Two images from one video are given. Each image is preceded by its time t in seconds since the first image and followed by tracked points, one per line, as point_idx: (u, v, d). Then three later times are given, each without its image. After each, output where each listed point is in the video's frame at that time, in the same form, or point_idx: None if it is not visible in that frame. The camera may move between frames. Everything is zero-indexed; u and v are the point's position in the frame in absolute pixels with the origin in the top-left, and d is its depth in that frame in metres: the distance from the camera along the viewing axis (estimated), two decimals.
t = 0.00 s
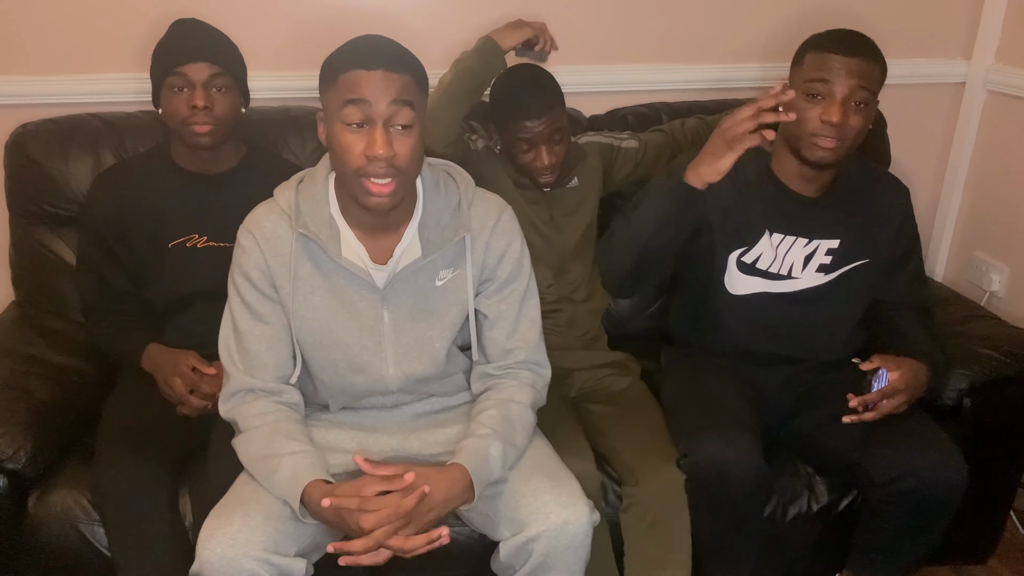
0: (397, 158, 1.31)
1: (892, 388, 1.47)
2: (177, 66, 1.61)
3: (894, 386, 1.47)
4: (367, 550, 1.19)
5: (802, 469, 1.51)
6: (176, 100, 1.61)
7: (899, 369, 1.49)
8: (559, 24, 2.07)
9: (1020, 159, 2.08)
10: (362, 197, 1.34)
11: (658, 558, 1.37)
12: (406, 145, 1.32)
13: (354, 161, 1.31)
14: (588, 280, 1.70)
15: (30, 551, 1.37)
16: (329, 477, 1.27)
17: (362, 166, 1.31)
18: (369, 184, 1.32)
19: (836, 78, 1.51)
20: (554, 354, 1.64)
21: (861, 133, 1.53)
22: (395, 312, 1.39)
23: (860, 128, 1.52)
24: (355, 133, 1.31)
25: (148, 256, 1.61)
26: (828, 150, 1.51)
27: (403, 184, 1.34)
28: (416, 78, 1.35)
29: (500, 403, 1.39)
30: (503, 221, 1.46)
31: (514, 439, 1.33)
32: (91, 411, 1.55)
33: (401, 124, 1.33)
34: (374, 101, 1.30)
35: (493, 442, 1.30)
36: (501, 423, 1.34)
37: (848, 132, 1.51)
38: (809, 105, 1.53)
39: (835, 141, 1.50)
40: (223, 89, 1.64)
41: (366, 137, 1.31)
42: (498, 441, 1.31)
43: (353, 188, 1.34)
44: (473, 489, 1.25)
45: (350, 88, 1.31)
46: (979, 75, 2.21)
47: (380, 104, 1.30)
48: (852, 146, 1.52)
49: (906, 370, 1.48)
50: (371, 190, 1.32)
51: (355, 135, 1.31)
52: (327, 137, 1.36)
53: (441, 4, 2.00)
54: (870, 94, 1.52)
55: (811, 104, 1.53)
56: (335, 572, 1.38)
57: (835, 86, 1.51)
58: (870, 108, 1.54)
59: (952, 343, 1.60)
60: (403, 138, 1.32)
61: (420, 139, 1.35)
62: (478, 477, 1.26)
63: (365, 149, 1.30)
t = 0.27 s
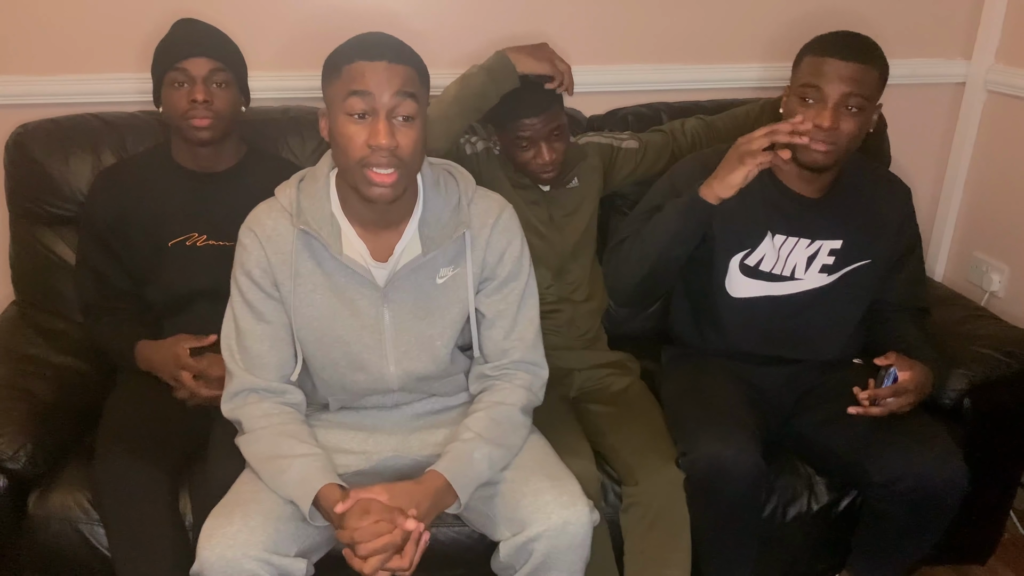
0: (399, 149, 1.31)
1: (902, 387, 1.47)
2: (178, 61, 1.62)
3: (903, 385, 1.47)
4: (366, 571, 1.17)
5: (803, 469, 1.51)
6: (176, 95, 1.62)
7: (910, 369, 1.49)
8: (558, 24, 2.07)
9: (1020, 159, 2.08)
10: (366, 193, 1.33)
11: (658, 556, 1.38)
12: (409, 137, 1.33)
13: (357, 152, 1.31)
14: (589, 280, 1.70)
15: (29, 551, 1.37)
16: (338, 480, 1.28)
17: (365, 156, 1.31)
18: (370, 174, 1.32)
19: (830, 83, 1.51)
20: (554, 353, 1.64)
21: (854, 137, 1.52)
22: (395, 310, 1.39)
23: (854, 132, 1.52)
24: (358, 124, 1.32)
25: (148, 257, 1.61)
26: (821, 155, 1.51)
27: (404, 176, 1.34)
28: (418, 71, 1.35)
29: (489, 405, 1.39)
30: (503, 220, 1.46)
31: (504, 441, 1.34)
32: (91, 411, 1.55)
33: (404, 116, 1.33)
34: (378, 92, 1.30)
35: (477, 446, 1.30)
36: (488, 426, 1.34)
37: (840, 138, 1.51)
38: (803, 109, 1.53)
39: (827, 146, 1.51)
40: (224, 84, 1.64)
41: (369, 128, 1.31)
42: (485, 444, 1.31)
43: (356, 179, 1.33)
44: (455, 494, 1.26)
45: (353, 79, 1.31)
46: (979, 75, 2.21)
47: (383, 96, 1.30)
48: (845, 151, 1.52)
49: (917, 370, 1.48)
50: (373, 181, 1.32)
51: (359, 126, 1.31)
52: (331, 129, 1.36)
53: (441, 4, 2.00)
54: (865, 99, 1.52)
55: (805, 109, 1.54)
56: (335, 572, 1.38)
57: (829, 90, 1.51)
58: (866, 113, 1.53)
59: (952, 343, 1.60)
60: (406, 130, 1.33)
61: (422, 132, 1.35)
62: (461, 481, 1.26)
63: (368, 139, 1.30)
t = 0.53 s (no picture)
0: (400, 146, 1.31)
1: (904, 386, 1.47)
2: (178, 60, 1.62)
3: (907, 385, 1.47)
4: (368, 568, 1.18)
5: (803, 469, 1.51)
6: (177, 94, 1.62)
7: (914, 367, 1.48)
8: (558, 24, 2.07)
9: (1020, 158, 2.08)
10: (368, 191, 1.33)
11: (656, 557, 1.38)
12: (410, 134, 1.33)
13: (357, 149, 1.31)
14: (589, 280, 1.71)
15: (30, 551, 1.37)
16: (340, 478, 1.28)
17: (366, 153, 1.31)
18: (370, 171, 1.32)
19: (807, 87, 1.51)
20: (555, 354, 1.65)
21: (833, 142, 1.51)
22: (395, 309, 1.39)
23: (831, 137, 1.51)
24: (359, 121, 1.32)
25: (147, 257, 1.61)
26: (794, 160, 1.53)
27: (404, 173, 1.33)
28: (420, 71, 1.35)
29: (487, 405, 1.38)
30: (504, 219, 1.46)
31: (501, 441, 1.34)
32: (92, 411, 1.55)
33: (405, 113, 1.33)
34: (379, 89, 1.30)
35: (475, 444, 1.31)
36: (487, 425, 1.34)
37: (812, 143, 1.51)
38: (782, 114, 1.55)
39: (799, 151, 1.52)
40: (223, 84, 1.65)
41: (371, 124, 1.31)
42: (481, 442, 1.32)
43: (356, 176, 1.33)
44: (452, 491, 1.26)
45: (355, 77, 1.31)
46: (979, 75, 2.21)
47: (384, 94, 1.30)
48: (823, 156, 1.52)
49: (921, 369, 1.48)
50: (373, 177, 1.32)
51: (360, 122, 1.31)
52: (332, 126, 1.36)
53: (441, 4, 2.00)
54: (844, 103, 1.49)
55: (785, 112, 1.55)
56: (335, 571, 1.38)
57: (804, 95, 1.51)
58: (848, 119, 1.50)
59: (952, 343, 1.60)
60: (408, 128, 1.33)
61: (423, 129, 1.35)
62: (458, 480, 1.26)
63: (369, 136, 1.30)
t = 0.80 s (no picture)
0: (399, 147, 1.31)
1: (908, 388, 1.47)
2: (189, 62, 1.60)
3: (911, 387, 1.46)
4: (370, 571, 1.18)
5: (803, 469, 1.51)
6: (209, 101, 1.60)
7: (920, 369, 1.47)
8: (558, 24, 2.07)
9: (1020, 158, 2.08)
10: (367, 191, 1.33)
11: (656, 557, 1.38)
12: (409, 135, 1.32)
13: (356, 149, 1.31)
14: (589, 280, 1.71)
15: (30, 551, 1.37)
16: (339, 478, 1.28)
17: (365, 153, 1.31)
18: (369, 172, 1.32)
19: (788, 86, 1.53)
20: (555, 354, 1.64)
21: (813, 141, 1.51)
22: (395, 309, 1.39)
23: (811, 135, 1.51)
24: (358, 122, 1.31)
25: (147, 258, 1.61)
26: (776, 158, 1.56)
27: (402, 173, 1.33)
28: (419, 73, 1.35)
29: (487, 405, 1.38)
30: (504, 219, 1.46)
31: (501, 441, 1.33)
32: (92, 411, 1.55)
33: (404, 114, 1.33)
34: (378, 91, 1.30)
35: (475, 444, 1.30)
36: (486, 425, 1.34)
37: (789, 143, 1.53)
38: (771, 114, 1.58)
39: (779, 150, 1.54)
40: (243, 85, 1.66)
41: (370, 125, 1.31)
42: (482, 442, 1.32)
43: (355, 176, 1.33)
44: (454, 491, 1.26)
45: (355, 77, 1.30)
46: (979, 75, 2.21)
47: (384, 95, 1.30)
48: (802, 154, 1.52)
49: (927, 372, 1.47)
50: (372, 177, 1.32)
51: (359, 123, 1.31)
52: (331, 126, 1.36)
53: (441, 4, 2.00)
54: (822, 102, 1.49)
55: (773, 112, 1.58)
56: (335, 571, 1.38)
57: (784, 94, 1.54)
58: (829, 122, 1.50)
59: (952, 343, 1.60)
60: (407, 128, 1.33)
61: (422, 130, 1.35)
62: (459, 479, 1.26)
63: (368, 137, 1.30)
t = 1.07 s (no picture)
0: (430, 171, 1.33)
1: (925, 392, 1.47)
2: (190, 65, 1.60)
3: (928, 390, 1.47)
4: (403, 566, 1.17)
5: (803, 469, 1.51)
6: (220, 110, 1.59)
7: (929, 372, 1.49)
8: (558, 24, 2.07)
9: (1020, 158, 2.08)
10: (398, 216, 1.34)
11: (656, 557, 1.37)
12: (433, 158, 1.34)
13: (391, 175, 1.30)
14: (589, 280, 1.71)
15: (30, 550, 1.37)
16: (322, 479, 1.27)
17: (398, 179, 1.30)
18: (403, 198, 1.31)
19: (774, 90, 1.55)
20: (555, 354, 1.64)
21: (797, 143, 1.52)
22: (390, 310, 1.40)
23: (794, 137, 1.52)
24: (390, 148, 1.29)
25: (148, 258, 1.61)
26: (764, 159, 1.58)
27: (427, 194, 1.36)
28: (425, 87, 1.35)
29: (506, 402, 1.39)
30: (496, 218, 1.46)
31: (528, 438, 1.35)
32: (92, 411, 1.55)
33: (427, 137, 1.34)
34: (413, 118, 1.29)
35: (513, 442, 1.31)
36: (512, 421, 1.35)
37: (774, 146, 1.55)
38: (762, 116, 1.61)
39: (767, 151, 1.57)
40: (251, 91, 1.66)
41: (403, 152, 1.30)
42: (520, 441, 1.32)
43: (385, 200, 1.32)
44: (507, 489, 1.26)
45: (389, 105, 1.28)
46: (980, 75, 2.21)
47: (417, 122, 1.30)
48: (787, 156, 1.54)
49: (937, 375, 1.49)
50: (405, 202, 1.32)
51: (391, 151, 1.29)
52: (348, 147, 1.31)
53: (441, 4, 2.00)
54: (803, 104, 1.51)
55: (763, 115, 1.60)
56: (335, 571, 1.38)
57: (772, 98, 1.56)
58: (810, 127, 1.51)
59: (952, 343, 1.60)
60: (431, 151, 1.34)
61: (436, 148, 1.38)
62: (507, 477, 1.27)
63: (403, 163, 1.29)
